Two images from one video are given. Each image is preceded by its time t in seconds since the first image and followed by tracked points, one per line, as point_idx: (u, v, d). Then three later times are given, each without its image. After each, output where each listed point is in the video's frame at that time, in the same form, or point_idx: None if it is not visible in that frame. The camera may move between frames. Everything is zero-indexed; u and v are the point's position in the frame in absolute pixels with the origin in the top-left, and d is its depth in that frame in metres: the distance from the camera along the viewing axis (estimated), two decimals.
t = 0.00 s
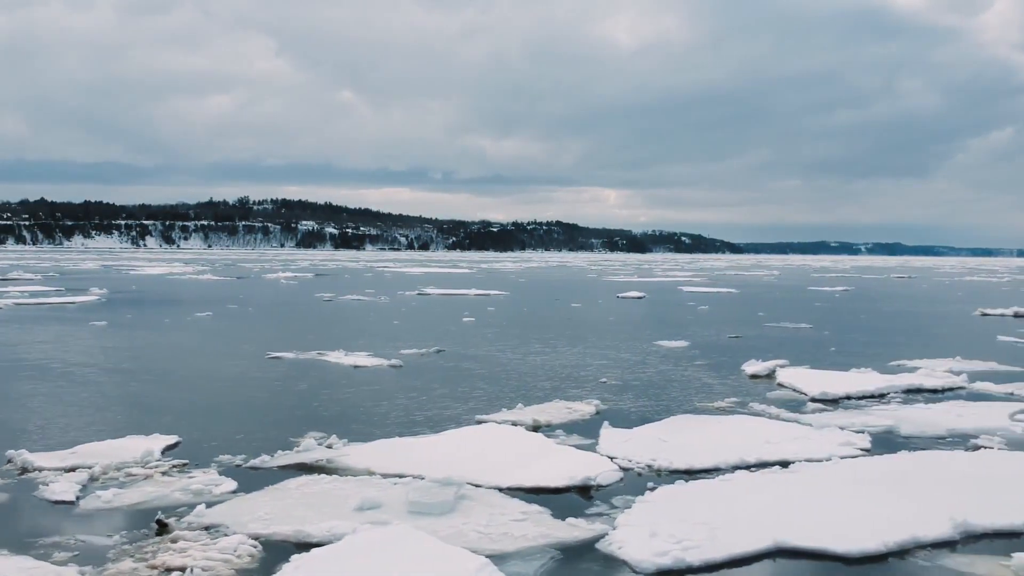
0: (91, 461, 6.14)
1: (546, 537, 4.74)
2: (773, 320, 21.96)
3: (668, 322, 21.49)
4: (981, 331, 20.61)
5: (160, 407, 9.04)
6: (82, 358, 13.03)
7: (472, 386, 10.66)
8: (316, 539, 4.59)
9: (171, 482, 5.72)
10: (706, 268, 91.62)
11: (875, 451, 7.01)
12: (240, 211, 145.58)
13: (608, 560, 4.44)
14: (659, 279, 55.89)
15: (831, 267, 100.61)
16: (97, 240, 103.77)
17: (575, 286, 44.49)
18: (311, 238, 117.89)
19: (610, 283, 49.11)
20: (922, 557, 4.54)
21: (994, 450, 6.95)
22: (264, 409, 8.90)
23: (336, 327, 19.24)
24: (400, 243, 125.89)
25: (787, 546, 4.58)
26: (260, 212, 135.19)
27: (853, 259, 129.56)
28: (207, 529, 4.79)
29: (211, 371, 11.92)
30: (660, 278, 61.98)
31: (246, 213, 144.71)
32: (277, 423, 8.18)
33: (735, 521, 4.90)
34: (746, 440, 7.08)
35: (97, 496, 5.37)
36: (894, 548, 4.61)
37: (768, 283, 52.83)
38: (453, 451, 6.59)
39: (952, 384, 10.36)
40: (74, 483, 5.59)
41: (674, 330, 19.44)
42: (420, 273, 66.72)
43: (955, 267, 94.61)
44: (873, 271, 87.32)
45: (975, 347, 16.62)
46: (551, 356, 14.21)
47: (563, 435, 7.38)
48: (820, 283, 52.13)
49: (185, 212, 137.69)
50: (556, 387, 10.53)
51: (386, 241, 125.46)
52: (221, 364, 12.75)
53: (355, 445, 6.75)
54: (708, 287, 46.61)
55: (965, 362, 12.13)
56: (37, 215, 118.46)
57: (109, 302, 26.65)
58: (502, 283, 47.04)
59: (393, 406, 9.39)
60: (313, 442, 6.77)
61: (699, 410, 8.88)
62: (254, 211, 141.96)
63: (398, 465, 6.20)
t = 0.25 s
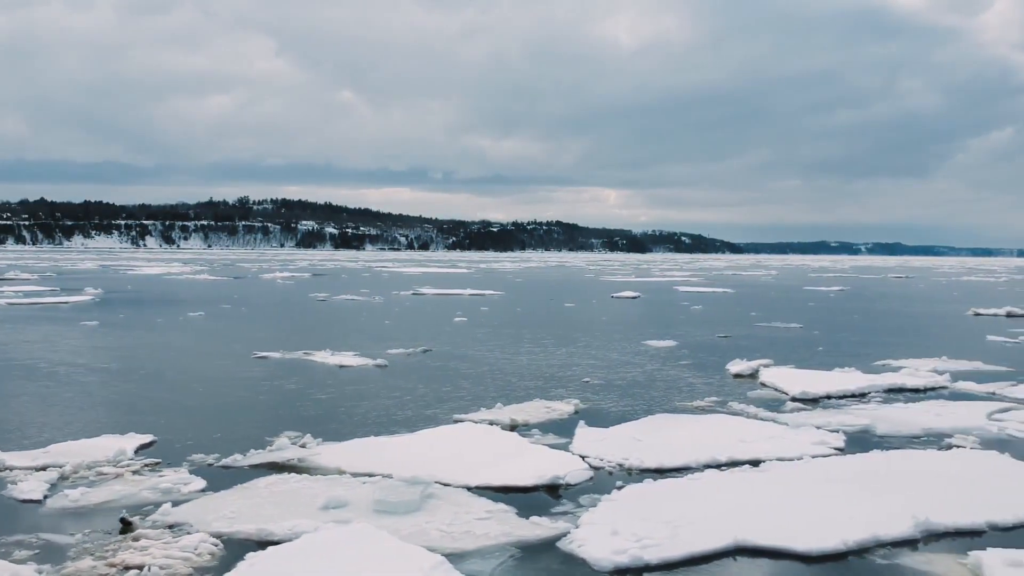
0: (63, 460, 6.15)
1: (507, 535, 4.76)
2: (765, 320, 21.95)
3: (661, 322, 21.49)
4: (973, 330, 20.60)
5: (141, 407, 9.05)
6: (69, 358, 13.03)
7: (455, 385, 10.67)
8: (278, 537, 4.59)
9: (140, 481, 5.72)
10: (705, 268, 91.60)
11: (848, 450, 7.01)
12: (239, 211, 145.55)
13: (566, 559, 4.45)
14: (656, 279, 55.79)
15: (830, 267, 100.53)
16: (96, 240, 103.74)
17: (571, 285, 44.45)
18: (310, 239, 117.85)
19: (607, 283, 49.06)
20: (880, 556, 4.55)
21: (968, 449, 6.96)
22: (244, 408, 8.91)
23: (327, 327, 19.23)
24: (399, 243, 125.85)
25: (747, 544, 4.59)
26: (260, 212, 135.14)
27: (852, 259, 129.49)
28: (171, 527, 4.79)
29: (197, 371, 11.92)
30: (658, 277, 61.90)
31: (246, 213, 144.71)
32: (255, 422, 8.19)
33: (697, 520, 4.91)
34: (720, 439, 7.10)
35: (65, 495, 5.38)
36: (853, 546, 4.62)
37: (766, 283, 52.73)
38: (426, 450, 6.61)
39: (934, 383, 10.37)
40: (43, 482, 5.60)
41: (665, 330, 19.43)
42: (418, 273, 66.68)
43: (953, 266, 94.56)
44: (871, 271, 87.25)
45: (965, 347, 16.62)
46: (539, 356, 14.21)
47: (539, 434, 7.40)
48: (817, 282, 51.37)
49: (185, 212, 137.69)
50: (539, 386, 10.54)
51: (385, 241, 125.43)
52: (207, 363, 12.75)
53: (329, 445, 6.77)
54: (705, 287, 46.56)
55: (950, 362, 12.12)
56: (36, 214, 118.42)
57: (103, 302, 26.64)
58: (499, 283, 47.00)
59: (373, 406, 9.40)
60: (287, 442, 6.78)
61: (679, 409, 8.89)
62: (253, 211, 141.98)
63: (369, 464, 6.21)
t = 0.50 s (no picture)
0: (31, 459, 6.17)
1: (463, 534, 4.78)
2: (756, 320, 21.93)
3: (651, 322, 21.48)
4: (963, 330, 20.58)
5: (118, 406, 9.06)
6: (54, 358, 13.03)
7: (436, 385, 10.67)
8: (234, 535, 4.61)
9: (106, 480, 5.74)
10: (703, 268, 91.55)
11: (818, 449, 7.03)
12: (238, 212, 145.45)
13: (519, 557, 4.47)
14: (653, 279, 55.63)
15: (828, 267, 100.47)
16: (95, 239, 103.64)
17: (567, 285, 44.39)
18: (308, 238, 117.77)
19: (603, 282, 49.00)
20: (833, 554, 4.57)
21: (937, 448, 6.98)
22: (222, 408, 8.92)
23: (316, 327, 19.22)
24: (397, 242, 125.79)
25: (701, 542, 4.61)
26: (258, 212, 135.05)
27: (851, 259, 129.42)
28: (129, 526, 4.81)
29: (180, 370, 11.91)
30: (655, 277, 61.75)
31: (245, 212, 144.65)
32: (230, 421, 8.20)
33: (655, 518, 4.93)
34: (690, 438, 7.11)
35: (29, 494, 5.39)
36: (807, 545, 4.64)
37: (763, 283, 52.63)
38: (396, 449, 6.63)
39: (914, 383, 10.39)
40: (9, 481, 5.62)
41: (654, 330, 19.41)
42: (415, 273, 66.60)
43: (952, 266, 94.52)
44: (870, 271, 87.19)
45: (952, 347, 16.61)
46: (524, 356, 14.21)
47: (510, 434, 7.41)
48: (814, 282, 51.31)
49: (183, 212, 137.61)
50: (520, 386, 10.55)
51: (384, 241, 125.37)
52: (191, 363, 12.75)
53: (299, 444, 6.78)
54: (701, 287, 46.48)
55: (933, 362, 12.13)
56: (35, 214, 118.31)
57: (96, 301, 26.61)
58: (495, 283, 46.94)
59: (352, 405, 9.41)
60: (257, 441, 6.80)
61: (655, 409, 8.89)
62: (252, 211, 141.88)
63: (336, 463, 6.23)
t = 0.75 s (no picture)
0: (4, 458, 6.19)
1: (426, 532, 4.80)
2: (747, 320, 21.90)
3: (643, 322, 21.47)
4: (954, 330, 20.55)
5: (99, 407, 9.05)
6: (40, 358, 13.01)
7: (419, 385, 10.67)
8: (196, 533, 4.63)
9: (77, 479, 5.76)
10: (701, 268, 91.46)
11: (792, 448, 7.05)
12: (237, 212, 145.35)
13: (479, 556, 4.47)
14: (651, 279, 55.50)
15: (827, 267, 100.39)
16: (93, 239, 103.55)
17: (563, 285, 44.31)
18: (307, 239, 117.69)
19: (600, 283, 48.89)
20: (793, 552, 4.59)
21: (910, 447, 7.00)
22: (202, 408, 8.92)
23: (306, 327, 19.18)
24: (396, 242, 125.75)
25: (662, 541, 4.62)
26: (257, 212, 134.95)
27: (850, 258, 129.32)
28: (93, 524, 4.83)
29: (165, 370, 11.90)
30: (653, 277, 61.56)
31: (245, 212, 144.66)
32: (209, 421, 8.22)
33: (618, 518, 4.93)
34: (664, 437, 7.13)
35: None
36: (768, 544, 4.65)
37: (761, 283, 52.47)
38: (369, 448, 6.65)
39: (896, 383, 10.39)
40: None
41: (645, 330, 19.39)
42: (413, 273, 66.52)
43: (950, 267, 94.47)
44: (868, 271, 87.06)
45: (941, 347, 16.60)
46: (511, 356, 14.19)
47: (486, 433, 7.42)
48: (810, 282, 51.17)
49: (182, 212, 137.52)
50: (502, 386, 10.55)
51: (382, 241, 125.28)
52: (177, 362, 12.75)
53: (273, 443, 6.79)
54: (698, 287, 46.36)
55: (918, 362, 12.11)
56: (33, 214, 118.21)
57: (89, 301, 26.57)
58: (491, 284, 46.85)
59: (332, 405, 9.41)
60: (231, 440, 6.81)
61: (635, 408, 8.91)
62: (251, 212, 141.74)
63: (308, 462, 6.24)
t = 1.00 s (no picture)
0: None
1: (384, 531, 4.82)
2: (738, 320, 21.89)
3: (634, 322, 21.47)
4: (944, 330, 20.53)
5: (77, 407, 9.07)
6: (24, 358, 13.01)
7: (400, 385, 10.68)
8: (154, 532, 4.65)
9: (43, 478, 5.78)
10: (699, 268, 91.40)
11: (763, 447, 7.06)
12: (236, 211, 145.26)
13: (434, 555, 4.49)
14: (647, 279, 55.38)
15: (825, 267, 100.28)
16: (91, 239, 103.47)
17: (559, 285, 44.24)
18: (306, 238, 117.59)
19: (596, 282, 48.82)
20: (748, 551, 4.60)
21: (881, 446, 7.01)
22: (180, 408, 8.93)
23: (295, 327, 19.17)
24: (395, 242, 125.69)
25: (617, 540, 4.64)
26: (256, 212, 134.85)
27: (848, 258, 129.23)
28: (54, 523, 4.85)
29: (148, 370, 11.89)
30: (650, 277, 61.46)
31: (243, 212, 144.60)
32: (185, 421, 8.23)
33: (576, 516, 4.95)
34: (636, 436, 7.14)
35: None
36: (723, 543, 4.66)
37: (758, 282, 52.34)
38: (339, 447, 6.66)
39: (876, 382, 10.41)
40: None
41: (635, 329, 19.38)
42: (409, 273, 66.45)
43: (949, 267, 94.46)
44: (866, 270, 86.98)
45: (929, 347, 16.59)
46: (497, 356, 14.19)
47: (459, 433, 7.44)
48: (807, 282, 51.04)
49: (181, 212, 137.42)
50: (483, 385, 10.56)
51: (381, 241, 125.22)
52: (161, 362, 12.75)
53: (244, 442, 6.81)
54: (694, 286, 46.27)
55: (900, 362, 12.11)
56: (32, 214, 118.13)
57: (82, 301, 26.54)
58: (487, 283, 46.78)
59: (311, 404, 9.42)
60: (203, 439, 6.83)
61: (612, 408, 8.92)
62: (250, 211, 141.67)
63: (276, 461, 6.26)
